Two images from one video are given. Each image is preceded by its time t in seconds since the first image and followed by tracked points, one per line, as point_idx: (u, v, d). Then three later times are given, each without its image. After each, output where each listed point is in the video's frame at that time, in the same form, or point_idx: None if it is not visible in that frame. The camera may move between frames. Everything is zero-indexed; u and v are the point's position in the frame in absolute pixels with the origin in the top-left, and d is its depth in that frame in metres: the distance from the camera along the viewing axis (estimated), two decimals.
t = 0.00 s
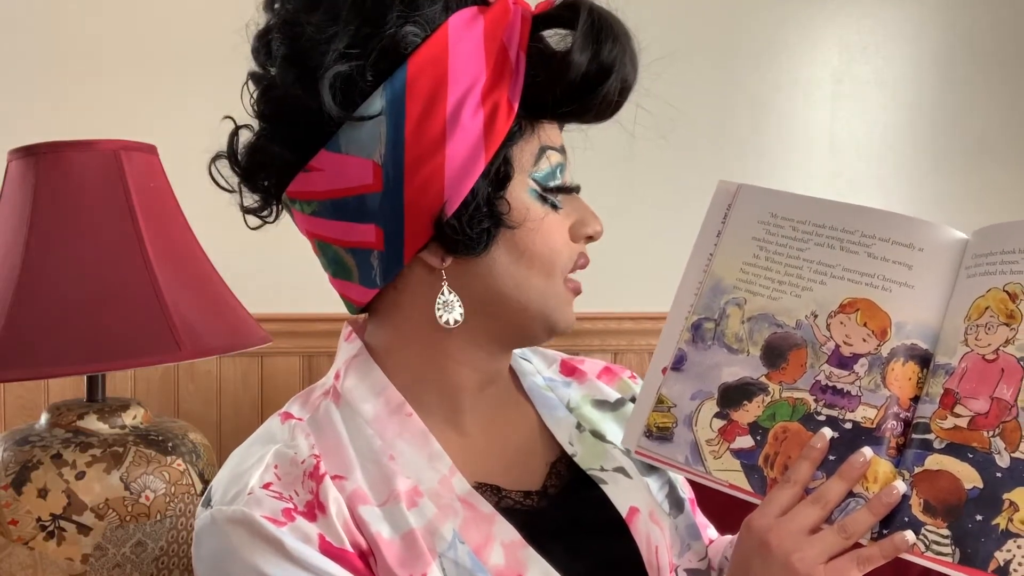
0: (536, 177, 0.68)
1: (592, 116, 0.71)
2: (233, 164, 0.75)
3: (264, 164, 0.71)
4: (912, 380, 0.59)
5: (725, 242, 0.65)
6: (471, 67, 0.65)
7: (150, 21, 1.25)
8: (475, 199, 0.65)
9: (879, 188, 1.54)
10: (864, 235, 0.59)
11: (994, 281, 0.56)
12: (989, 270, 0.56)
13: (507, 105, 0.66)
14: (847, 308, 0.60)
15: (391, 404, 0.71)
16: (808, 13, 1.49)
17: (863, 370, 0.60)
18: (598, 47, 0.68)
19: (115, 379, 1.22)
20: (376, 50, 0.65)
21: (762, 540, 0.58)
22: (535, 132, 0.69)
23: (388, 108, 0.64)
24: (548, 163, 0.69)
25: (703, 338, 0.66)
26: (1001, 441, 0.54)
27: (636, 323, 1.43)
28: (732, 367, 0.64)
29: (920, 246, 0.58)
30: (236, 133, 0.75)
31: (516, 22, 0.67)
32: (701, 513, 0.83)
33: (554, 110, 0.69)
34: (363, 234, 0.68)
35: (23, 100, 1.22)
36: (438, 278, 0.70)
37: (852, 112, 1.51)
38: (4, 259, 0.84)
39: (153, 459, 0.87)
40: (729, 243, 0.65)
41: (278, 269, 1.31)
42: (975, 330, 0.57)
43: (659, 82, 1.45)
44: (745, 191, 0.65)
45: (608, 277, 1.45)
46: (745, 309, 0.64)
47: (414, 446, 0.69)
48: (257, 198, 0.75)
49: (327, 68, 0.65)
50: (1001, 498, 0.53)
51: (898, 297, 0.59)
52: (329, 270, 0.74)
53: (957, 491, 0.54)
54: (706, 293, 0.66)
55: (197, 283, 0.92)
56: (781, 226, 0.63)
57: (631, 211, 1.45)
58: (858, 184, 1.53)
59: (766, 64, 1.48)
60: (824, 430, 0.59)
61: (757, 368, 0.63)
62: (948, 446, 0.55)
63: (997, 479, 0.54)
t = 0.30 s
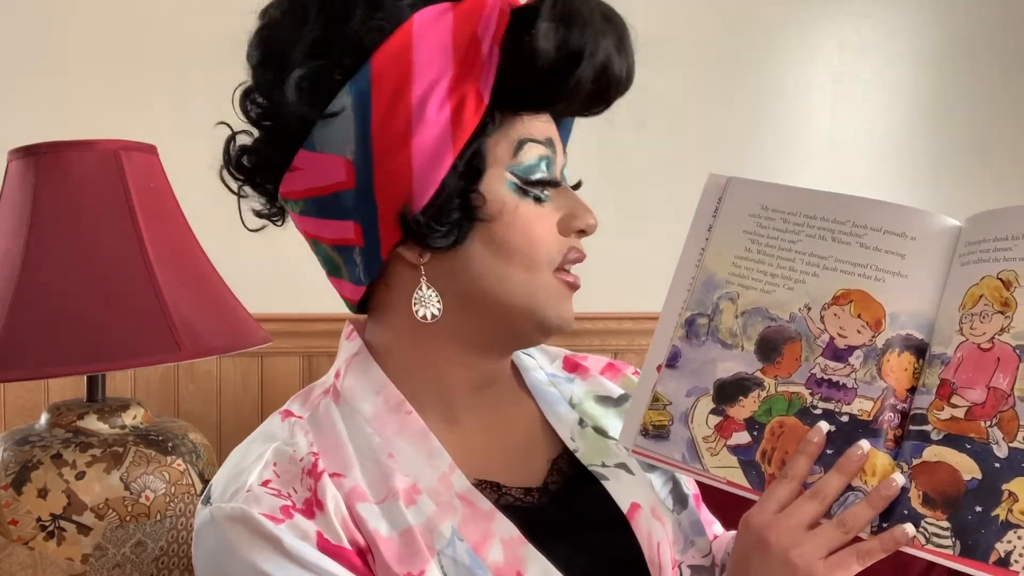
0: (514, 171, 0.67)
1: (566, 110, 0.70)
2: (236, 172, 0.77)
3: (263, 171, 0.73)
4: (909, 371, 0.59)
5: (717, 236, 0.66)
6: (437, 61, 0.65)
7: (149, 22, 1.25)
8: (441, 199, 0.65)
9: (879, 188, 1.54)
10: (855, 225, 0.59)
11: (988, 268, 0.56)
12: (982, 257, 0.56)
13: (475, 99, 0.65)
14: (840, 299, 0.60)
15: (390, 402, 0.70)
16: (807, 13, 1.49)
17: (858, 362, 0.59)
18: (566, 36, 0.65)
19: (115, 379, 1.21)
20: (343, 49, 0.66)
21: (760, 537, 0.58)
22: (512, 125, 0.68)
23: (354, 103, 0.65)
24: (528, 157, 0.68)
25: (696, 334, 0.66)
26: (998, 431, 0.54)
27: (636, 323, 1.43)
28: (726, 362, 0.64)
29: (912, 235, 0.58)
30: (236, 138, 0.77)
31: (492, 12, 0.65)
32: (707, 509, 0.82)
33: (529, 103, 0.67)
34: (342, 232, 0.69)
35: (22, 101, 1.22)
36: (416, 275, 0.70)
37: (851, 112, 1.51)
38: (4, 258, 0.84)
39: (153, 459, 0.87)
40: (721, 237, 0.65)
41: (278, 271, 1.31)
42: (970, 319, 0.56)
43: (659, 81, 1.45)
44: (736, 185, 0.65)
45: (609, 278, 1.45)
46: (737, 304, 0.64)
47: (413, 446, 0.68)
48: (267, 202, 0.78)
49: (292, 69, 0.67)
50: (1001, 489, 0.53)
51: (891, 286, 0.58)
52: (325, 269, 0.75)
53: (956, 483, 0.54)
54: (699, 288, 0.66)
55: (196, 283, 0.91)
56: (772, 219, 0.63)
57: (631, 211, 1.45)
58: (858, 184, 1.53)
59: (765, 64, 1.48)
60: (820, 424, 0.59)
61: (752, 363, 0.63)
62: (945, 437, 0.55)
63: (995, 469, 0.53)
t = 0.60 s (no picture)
0: (418, 154, 0.68)
1: (450, 87, 0.68)
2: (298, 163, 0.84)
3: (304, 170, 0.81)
4: (909, 378, 0.58)
5: (717, 239, 0.65)
6: (343, 54, 0.69)
7: (150, 22, 1.25)
8: (346, 185, 0.70)
9: (880, 188, 1.53)
10: (857, 229, 0.59)
11: (990, 274, 0.55)
12: (985, 263, 0.56)
13: (370, 85, 0.67)
14: (841, 304, 0.60)
15: (392, 399, 0.71)
16: (808, 13, 1.49)
17: (858, 368, 0.59)
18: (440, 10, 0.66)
19: (115, 379, 1.21)
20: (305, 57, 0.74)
21: (757, 545, 0.58)
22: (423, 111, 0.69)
23: (302, 105, 0.73)
24: (433, 137, 0.68)
25: (696, 339, 0.66)
26: (999, 440, 0.54)
27: (636, 323, 1.42)
28: (725, 367, 0.64)
29: (915, 239, 0.57)
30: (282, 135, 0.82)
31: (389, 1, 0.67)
32: (710, 513, 0.82)
33: (413, 87, 0.67)
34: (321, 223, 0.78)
35: (22, 100, 1.22)
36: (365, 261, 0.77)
37: (852, 112, 1.51)
38: (4, 259, 0.84)
39: (153, 459, 0.87)
40: (721, 240, 0.65)
41: (278, 272, 1.31)
42: (971, 326, 0.56)
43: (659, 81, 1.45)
44: (737, 187, 0.65)
45: (609, 278, 1.45)
46: (738, 308, 0.64)
47: (413, 442, 0.69)
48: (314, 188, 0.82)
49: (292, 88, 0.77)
50: (1001, 499, 0.53)
51: (892, 292, 0.58)
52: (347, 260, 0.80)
53: (956, 492, 0.54)
54: (699, 292, 0.65)
55: (197, 284, 0.91)
56: (772, 222, 0.63)
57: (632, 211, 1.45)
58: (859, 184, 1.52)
59: (766, 64, 1.47)
60: (820, 430, 0.59)
61: (751, 368, 0.63)
62: (946, 446, 0.55)
63: (995, 479, 0.54)
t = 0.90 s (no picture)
0: (434, 154, 0.68)
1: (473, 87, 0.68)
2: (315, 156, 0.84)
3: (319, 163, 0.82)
4: (915, 386, 0.58)
5: (721, 242, 0.65)
6: (365, 51, 0.69)
7: (149, 21, 1.25)
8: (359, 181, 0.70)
9: (880, 188, 1.53)
10: (862, 235, 0.59)
11: (997, 282, 0.55)
12: (992, 271, 0.55)
13: (388, 83, 0.67)
14: (846, 311, 0.59)
15: (395, 401, 0.71)
16: (808, 13, 1.48)
17: (863, 376, 0.59)
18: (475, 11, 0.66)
19: (115, 379, 1.21)
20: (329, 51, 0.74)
21: (760, 554, 0.58)
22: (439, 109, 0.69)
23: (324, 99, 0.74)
24: (450, 138, 0.68)
25: (699, 343, 0.65)
26: (1005, 451, 0.54)
27: (636, 323, 1.42)
28: (728, 373, 0.64)
29: (921, 245, 0.57)
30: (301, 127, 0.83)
31: None
32: (713, 517, 0.82)
33: (435, 87, 0.67)
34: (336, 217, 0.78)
35: (21, 98, 1.21)
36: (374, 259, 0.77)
37: (853, 112, 1.51)
38: (4, 259, 0.84)
39: (153, 459, 0.87)
40: (725, 243, 0.65)
41: (278, 271, 1.30)
42: (978, 334, 0.56)
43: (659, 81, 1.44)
44: (741, 190, 0.64)
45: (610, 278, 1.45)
46: (742, 313, 0.64)
47: (415, 444, 0.69)
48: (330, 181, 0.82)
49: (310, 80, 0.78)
50: (1007, 511, 0.53)
51: (898, 298, 0.58)
52: (358, 259, 0.81)
53: (962, 503, 0.54)
54: (703, 296, 0.65)
55: (197, 284, 0.91)
56: (777, 226, 0.62)
57: (633, 212, 1.45)
58: (860, 184, 1.52)
59: (767, 64, 1.47)
60: (824, 438, 0.59)
61: (755, 374, 0.63)
62: (951, 455, 0.55)
63: (1002, 490, 0.54)
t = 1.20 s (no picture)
0: (437, 162, 0.68)
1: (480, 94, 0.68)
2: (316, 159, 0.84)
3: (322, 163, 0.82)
4: (919, 392, 0.58)
5: (725, 244, 0.65)
6: (370, 54, 0.69)
7: (149, 20, 1.25)
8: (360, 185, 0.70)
9: (881, 188, 1.53)
10: (867, 238, 0.58)
11: (1002, 290, 0.55)
12: (997, 278, 0.55)
13: (391, 87, 0.67)
14: (850, 315, 0.59)
15: (396, 402, 0.71)
16: (809, 13, 1.48)
17: (866, 381, 0.59)
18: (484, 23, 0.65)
19: (115, 379, 1.21)
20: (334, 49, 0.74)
21: (761, 558, 0.58)
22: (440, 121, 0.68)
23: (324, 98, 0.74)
24: (453, 147, 0.68)
25: (702, 346, 0.65)
26: (1008, 459, 0.54)
27: (636, 323, 1.42)
28: (731, 376, 0.64)
29: (926, 250, 0.57)
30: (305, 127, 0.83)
31: None
32: (713, 519, 0.83)
33: (441, 95, 0.67)
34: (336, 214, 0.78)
35: (20, 97, 1.21)
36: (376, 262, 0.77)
37: (853, 112, 1.51)
38: (4, 259, 0.84)
39: (153, 459, 0.87)
40: (728, 246, 0.65)
41: (278, 272, 1.30)
42: (983, 341, 0.56)
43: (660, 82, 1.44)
44: (745, 192, 0.64)
45: (610, 278, 1.45)
46: (745, 316, 0.64)
47: (416, 445, 0.69)
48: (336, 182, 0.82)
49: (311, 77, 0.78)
50: (1010, 519, 0.53)
51: (901, 303, 0.58)
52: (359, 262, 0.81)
53: (964, 510, 0.54)
54: (706, 299, 0.65)
55: (197, 284, 0.91)
56: (781, 229, 0.62)
57: (634, 212, 1.45)
58: (860, 184, 1.52)
59: (767, 64, 1.47)
60: (826, 443, 0.59)
61: (758, 378, 0.63)
62: (954, 462, 0.55)
63: (1005, 498, 0.54)
